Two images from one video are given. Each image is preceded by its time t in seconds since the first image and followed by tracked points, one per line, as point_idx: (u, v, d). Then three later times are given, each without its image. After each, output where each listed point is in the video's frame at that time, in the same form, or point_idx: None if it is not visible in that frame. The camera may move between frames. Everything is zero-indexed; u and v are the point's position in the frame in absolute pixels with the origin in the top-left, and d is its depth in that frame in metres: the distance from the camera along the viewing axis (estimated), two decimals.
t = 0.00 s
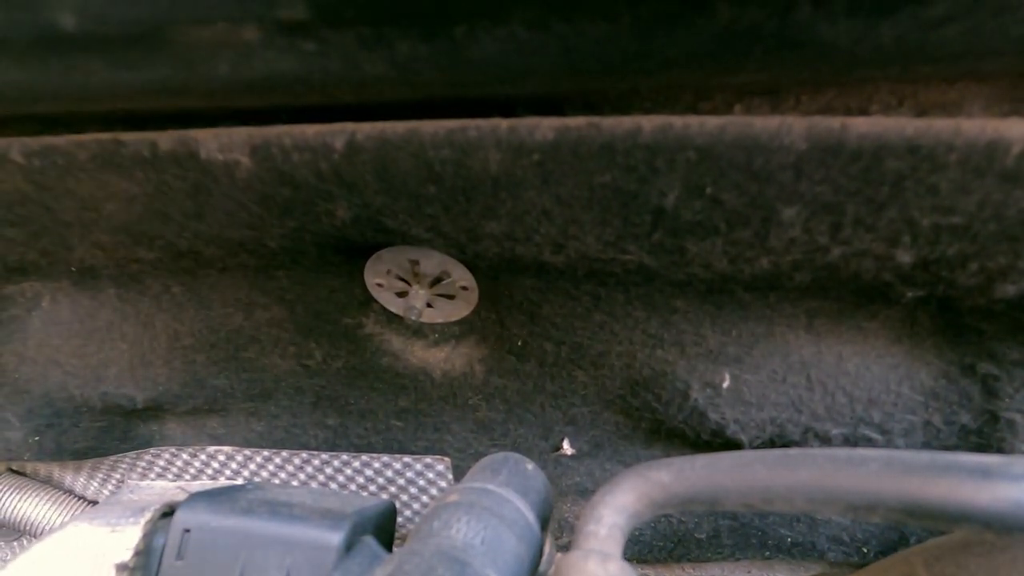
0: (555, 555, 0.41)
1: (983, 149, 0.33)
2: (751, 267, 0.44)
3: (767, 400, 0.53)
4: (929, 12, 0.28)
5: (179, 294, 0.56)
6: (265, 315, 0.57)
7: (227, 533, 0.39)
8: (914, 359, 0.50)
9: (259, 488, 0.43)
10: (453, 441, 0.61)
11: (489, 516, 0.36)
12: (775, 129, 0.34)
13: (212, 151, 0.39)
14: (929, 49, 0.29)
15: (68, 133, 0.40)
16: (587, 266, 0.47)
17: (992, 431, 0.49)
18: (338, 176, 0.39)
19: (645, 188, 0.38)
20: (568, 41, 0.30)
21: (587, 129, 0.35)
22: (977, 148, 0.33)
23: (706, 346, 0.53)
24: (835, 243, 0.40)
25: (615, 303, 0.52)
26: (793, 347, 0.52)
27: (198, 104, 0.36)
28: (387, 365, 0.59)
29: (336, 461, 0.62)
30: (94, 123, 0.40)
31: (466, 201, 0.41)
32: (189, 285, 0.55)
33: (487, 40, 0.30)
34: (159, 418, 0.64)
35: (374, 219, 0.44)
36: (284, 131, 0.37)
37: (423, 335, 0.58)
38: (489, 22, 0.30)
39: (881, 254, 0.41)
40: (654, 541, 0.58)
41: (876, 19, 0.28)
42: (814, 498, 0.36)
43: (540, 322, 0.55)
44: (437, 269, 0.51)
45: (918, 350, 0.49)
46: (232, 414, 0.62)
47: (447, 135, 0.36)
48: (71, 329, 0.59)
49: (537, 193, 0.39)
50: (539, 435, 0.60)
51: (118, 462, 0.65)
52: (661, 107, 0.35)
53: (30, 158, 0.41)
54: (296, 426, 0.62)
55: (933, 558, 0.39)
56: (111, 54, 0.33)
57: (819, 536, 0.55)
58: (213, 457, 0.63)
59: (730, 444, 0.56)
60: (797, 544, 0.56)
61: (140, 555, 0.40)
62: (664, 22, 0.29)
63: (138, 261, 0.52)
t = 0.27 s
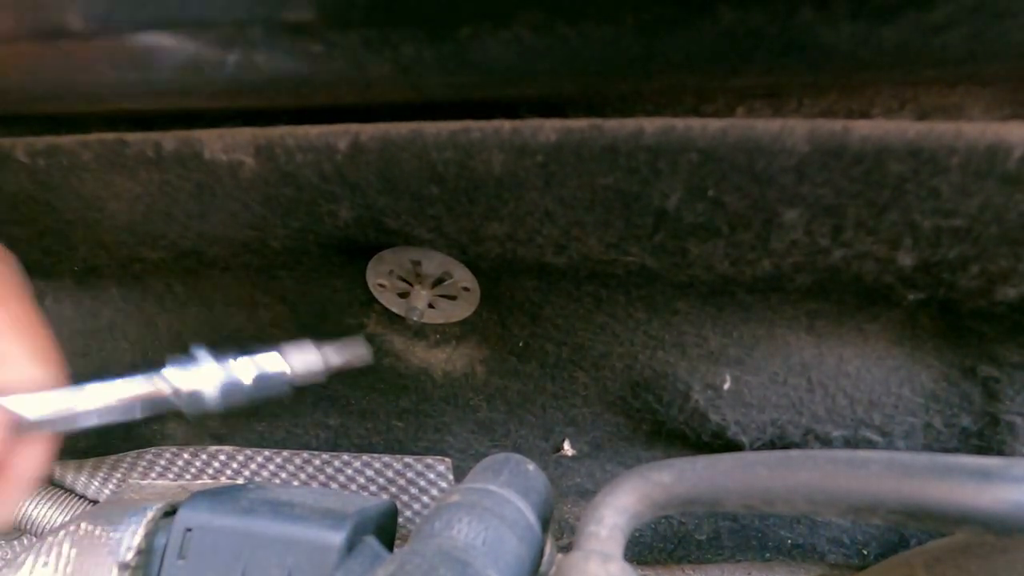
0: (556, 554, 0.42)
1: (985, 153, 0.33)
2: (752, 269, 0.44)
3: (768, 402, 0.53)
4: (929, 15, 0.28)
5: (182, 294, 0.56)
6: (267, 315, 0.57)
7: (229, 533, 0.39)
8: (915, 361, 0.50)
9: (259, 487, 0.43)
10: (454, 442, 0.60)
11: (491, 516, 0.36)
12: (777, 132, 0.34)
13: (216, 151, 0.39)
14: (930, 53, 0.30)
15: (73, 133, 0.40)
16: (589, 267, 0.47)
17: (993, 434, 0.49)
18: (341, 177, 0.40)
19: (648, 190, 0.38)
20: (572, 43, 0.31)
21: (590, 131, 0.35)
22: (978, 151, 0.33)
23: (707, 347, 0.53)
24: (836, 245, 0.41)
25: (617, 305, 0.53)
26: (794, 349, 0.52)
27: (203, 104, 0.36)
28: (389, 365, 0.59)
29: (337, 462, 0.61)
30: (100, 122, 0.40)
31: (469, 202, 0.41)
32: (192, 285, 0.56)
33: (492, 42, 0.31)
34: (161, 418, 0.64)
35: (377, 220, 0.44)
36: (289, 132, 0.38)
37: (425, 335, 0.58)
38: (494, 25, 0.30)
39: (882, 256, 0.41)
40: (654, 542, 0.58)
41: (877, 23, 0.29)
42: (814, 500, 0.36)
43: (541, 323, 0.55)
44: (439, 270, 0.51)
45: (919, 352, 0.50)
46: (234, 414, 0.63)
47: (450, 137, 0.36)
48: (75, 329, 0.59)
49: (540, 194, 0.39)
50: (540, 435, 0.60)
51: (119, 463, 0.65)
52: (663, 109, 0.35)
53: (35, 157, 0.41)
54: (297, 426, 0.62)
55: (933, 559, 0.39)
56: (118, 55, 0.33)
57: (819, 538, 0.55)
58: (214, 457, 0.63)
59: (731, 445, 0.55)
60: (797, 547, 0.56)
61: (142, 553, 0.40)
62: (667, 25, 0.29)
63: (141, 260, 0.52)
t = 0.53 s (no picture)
0: (556, 555, 0.42)
1: (986, 153, 0.33)
2: (753, 269, 0.44)
3: (769, 402, 0.53)
4: (931, 16, 0.28)
5: (182, 293, 0.56)
6: (267, 315, 0.57)
7: (229, 532, 0.39)
8: (915, 361, 0.50)
9: (260, 487, 0.43)
10: (454, 442, 0.60)
11: (491, 516, 0.36)
12: (779, 132, 0.34)
13: (216, 150, 0.39)
14: (932, 55, 0.30)
15: (74, 132, 0.40)
16: (589, 267, 0.47)
17: (993, 434, 0.49)
18: (342, 177, 0.40)
19: (648, 191, 0.38)
20: (573, 43, 0.31)
21: (591, 131, 0.35)
22: (980, 151, 0.33)
23: (707, 347, 0.53)
24: (837, 245, 0.41)
25: (617, 304, 0.53)
26: (795, 349, 0.52)
27: (204, 104, 0.36)
28: (389, 364, 0.59)
29: (337, 461, 0.61)
30: (101, 121, 0.40)
31: (469, 201, 0.41)
32: (192, 283, 0.55)
33: (493, 41, 0.31)
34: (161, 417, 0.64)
35: (377, 219, 0.44)
36: (289, 132, 0.38)
37: (425, 335, 0.58)
38: (496, 25, 0.30)
39: (883, 256, 0.41)
40: (654, 542, 0.58)
41: (878, 23, 0.29)
42: (815, 501, 0.36)
43: (542, 322, 0.55)
44: (440, 269, 0.51)
45: (919, 353, 0.50)
46: (234, 413, 0.63)
47: (451, 137, 0.36)
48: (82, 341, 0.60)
49: (541, 194, 0.39)
50: (540, 435, 0.59)
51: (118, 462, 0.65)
52: (663, 109, 0.35)
53: (36, 156, 0.41)
54: (296, 425, 0.62)
55: (934, 560, 0.39)
56: (120, 54, 0.33)
57: (819, 538, 0.55)
58: (214, 456, 0.63)
59: (731, 446, 0.55)
60: (798, 547, 0.56)
61: (142, 552, 0.40)
62: (669, 25, 0.29)
63: (142, 260, 0.52)
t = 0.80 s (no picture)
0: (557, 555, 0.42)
1: (987, 154, 0.33)
2: (754, 270, 0.44)
3: (769, 403, 0.53)
4: (931, 17, 0.28)
5: (183, 292, 0.56)
6: (268, 314, 0.57)
7: (230, 532, 0.39)
8: (916, 362, 0.50)
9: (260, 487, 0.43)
10: (454, 442, 0.60)
11: (492, 516, 0.36)
12: (779, 133, 0.34)
13: (218, 150, 0.39)
14: (933, 56, 0.30)
15: (75, 131, 0.40)
16: (590, 267, 0.47)
17: (993, 436, 0.48)
18: (343, 177, 0.40)
19: (649, 191, 0.38)
20: (574, 43, 0.31)
21: (592, 132, 0.35)
22: (981, 153, 0.33)
23: (708, 348, 0.53)
24: (838, 246, 0.41)
25: (618, 305, 0.53)
26: (795, 350, 0.52)
27: (206, 104, 0.36)
28: (390, 364, 0.59)
29: (338, 461, 0.61)
30: (102, 121, 0.40)
31: (470, 202, 0.41)
32: (193, 283, 0.55)
33: (494, 42, 0.31)
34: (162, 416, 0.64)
35: (379, 219, 0.44)
36: (291, 132, 0.38)
37: (426, 335, 0.58)
38: (497, 25, 0.30)
39: (884, 257, 0.41)
40: (654, 543, 0.58)
41: (879, 24, 0.29)
42: (815, 501, 0.36)
43: (542, 323, 0.55)
44: (440, 269, 0.51)
45: (920, 354, 0.50)
46: (235, 413, 0.63)
47: (452, 137, 0.36)
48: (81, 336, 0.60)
49: (542, 195, 0.39)
50: (540, 436, 0.60)
51: (119, 462, 0.65)
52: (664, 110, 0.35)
53: (37, 155, 0.41)
54: (296, 425, 0.62)
55: (935, 561, 0.39)
56: (122, 53, 0.33)
57: (819, 539, 0.55)
58: (214, 456, 0.63)
59: (731, 446, 0.56)
60: (798, 548, 0.56)
61: (142, 552, 0.40)
62: (670, 25, 0.29)
63: (142, 259, 0.52)
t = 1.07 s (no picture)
0: (557, 556, 0.42)
1: (988, 157, 0.33)
2: (755, 271, 0.44)
3: (770, 404, 0.53)
4: (932, 20, 0.28)
5: (185, 292, 0.56)
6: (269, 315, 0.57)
7: (231, 532, 0.39)
8: (916, 364, 0.50)
9: (261, 487, 0.43)
10: (454, 442, 0.60)
11: (493, 516, 0.36)
12: (781, 135, 0.34)
13: (220, 150, 0.39)
14: (934, 59, 0.30)
15: (78, 131, 0.40)
16: (591, 268, 0.47)
17: (994, 437, 0.49)
18: (345, 178, 0.40)
19: (650, 193, 0.38)
20: (577, 45, 0.31)
21: (594, 133, 0.35)
22: (982, 155, 0.33)
23: (708, 349, 0.53)
24: (839, 248, 0.41)
25: (619, 306, 0.53)
26: (796, 351, 0.52)
27: (209, 104, 0.36)
28: (391, 364, 0.59)
29: (338, 461, 0.61)
30: (104, 121, 0.40)
31: (472, 203, 0.41)
32: (194, 283, 0.55)
33: (497, 43, 0.31)
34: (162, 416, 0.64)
35: (380, 220, 0.44)
36: (293, 133, 0.38)
37: (427, 336, 0.59)
38: (500, 27, 0.30)
39: (885, 259, 0.41)
40: (654, 544, 0.58)
41: (880, 27, 0.29)
42: (815, 503, 0.36)
43: (543, 324, 0.55)
44: (442, 270, 0.51)
45: (920, 355, 0.50)
46: (236, 413, 0.63)
47: (454, 138, 0.36)
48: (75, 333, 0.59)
49: (543, 196, 0.40)
50: (540, 437, 0.60)
51: (119, 462, 0.65)
52: (666, 112, 0.35)
53: (40, 155, 0.41)
54: (297, 425, 0.62)
55: (936, 563, 0.39)
56: (126, 54, 0.33)
57: (820, 540, 0.55)
58: (216, 455, 0.62)
59: (731, 448, 0.55)
60: (798, 549, 0.56)
61: (144, 552, 0.40)
62: (672, 27, 0.30)
63: (144, 259, 0.52)
